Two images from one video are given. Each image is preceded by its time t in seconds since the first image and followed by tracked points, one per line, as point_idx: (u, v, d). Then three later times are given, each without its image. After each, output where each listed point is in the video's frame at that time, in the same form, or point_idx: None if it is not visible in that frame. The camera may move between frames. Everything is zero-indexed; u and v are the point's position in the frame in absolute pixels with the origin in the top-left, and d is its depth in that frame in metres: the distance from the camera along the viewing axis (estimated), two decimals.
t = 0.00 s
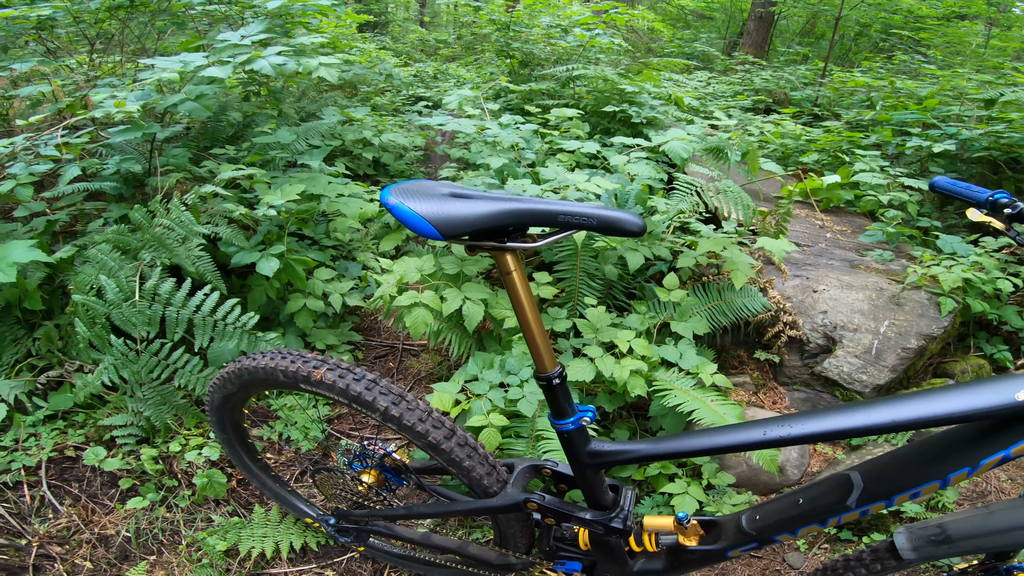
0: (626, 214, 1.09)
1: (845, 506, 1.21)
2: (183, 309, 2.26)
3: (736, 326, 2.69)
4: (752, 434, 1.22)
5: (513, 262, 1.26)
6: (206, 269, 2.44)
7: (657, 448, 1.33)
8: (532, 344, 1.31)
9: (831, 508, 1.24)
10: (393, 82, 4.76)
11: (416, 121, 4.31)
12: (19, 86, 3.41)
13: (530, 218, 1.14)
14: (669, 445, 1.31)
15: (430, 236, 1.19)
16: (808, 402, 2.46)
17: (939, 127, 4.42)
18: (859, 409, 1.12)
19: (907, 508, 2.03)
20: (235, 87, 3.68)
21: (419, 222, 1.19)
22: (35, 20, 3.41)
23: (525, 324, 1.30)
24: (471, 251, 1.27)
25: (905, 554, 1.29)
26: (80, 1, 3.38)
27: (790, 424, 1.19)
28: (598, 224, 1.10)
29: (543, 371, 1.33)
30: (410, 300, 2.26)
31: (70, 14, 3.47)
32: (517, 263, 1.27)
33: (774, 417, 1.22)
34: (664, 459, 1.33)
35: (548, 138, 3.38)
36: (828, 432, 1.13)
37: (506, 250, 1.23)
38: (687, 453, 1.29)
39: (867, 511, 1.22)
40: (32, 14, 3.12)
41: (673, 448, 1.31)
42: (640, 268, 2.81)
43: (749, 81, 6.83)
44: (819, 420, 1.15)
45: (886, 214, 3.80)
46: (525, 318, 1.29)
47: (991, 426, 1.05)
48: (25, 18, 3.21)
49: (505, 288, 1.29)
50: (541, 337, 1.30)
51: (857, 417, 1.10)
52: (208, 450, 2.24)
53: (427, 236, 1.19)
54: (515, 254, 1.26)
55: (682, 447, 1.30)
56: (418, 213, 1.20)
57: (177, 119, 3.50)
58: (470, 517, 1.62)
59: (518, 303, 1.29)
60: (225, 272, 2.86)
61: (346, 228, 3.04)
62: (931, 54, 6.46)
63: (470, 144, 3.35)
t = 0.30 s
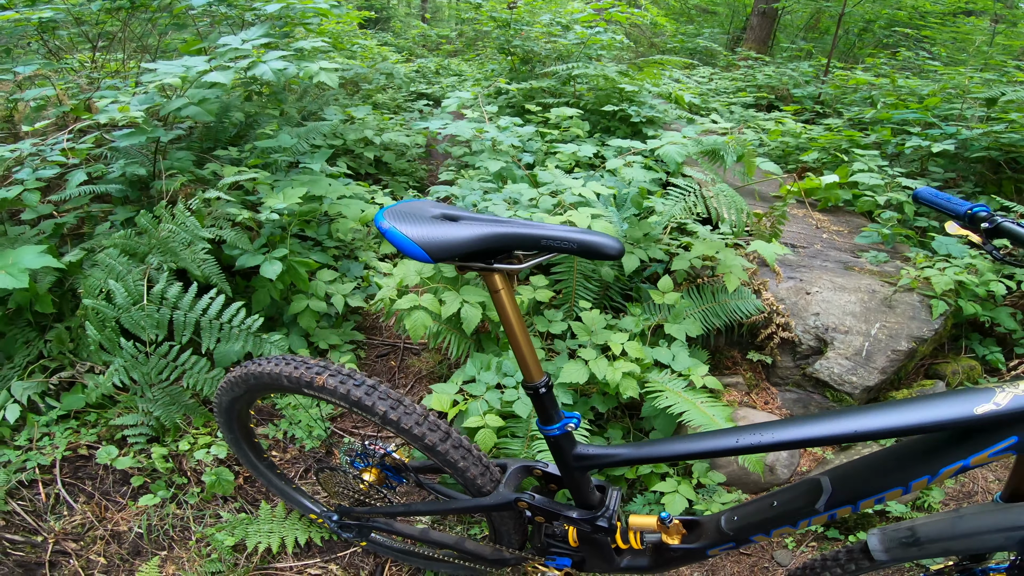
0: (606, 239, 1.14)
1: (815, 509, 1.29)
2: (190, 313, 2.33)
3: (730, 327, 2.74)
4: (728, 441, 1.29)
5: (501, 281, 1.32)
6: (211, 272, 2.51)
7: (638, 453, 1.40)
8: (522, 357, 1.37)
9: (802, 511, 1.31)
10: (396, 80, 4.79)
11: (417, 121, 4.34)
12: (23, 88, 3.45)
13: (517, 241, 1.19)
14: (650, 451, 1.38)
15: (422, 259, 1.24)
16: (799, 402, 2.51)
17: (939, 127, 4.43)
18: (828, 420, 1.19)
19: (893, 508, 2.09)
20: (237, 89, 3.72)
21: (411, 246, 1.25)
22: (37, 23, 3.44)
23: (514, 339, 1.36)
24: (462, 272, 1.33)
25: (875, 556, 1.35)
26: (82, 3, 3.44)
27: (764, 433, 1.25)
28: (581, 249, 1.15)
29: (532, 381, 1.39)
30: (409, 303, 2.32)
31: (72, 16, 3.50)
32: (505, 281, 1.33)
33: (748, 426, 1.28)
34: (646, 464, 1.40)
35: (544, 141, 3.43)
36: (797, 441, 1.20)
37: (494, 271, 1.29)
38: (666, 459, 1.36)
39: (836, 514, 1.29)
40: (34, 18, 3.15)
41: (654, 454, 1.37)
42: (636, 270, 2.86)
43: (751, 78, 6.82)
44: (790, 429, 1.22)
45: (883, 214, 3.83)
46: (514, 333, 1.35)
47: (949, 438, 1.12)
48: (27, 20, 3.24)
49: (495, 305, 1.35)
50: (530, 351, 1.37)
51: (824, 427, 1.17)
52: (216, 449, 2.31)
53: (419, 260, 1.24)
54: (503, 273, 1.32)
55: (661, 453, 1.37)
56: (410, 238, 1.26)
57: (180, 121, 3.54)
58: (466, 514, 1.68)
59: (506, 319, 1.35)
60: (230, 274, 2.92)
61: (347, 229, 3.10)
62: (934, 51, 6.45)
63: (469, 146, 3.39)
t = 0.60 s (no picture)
0: (600, 266, 1.12)
1: (812, 527, 1.28)
2: (191, 322, 2.34)
3: (734, 332, 2.72)
4: (726, 462, 1.29)
5: (496, 306, 1.32)
6: (211, 279, 2.51)
7: (635, 471, 1.40)
8: (518, 380, 1.37)
9: (799, 529, 1.31)
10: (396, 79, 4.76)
11: (418, 121, 4.31)
12: (22, 93, 3.43)
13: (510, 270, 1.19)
14: (647, 469, 1.38)
15: (415, 288, 1.24)
16: (802, 407, 2.50)
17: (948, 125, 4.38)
18: (827, 442, 1.18)
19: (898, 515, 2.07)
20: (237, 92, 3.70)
21: (403, 275, 1.24)
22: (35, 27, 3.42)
23: (510, 363, 1.35)
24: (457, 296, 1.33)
25: (874, 568, 1.35)
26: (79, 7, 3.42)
27: (762, 454, 1.25)
28: (574, 276, 1.14)
29: (527, 403, 1.39)
30: (410, 311, 2.31)
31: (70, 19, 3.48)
32: (500, 306, 1.32)
33: (746, 446, 1.28)
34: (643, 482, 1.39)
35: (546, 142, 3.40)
36: (796, 463, 1.20)
37: (489, 297, 1.28)
38: (663, 477, 1.36)
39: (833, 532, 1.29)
40: (31, 22, 3.13)
41: (652, 472, 1.37)
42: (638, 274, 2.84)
43: (755, 74, 6.75)
44: (788, 450, 1.22)
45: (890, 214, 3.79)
46: (510, 357, 1.35)
47: (944, 463, 1.12)
48: (24, 24, 3.22)
49: (490, 330, 1.35)
50: (526, 374, 1.37)
51: (823, 449, 1.17)
52: (219, 455, 2.32)
53: (412, 288, 1.24)
54: (498, 299, 1.32)
55: (659, 472, 1.36)
56: (402, 266, 1.25)
57: (179, 125, 3.53)
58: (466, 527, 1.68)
59: (502, 343, 1.34)
60: (231, 279, 2.93)
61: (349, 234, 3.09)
62: (942, 46, 6.37)
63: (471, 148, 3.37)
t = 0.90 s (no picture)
0: (633, 283, 1.03)
1: (851, 544, 1.20)
2: (181, 333, 2.23)
3: (745, 331, 2.64)
4: (762, 482, 1.20)
5: (514, 326, 1.22)
6: (202, 286, 2.40)
7: (663, 492, 1.32)
8: (536, 403, 1.28)
9: (837, 546, 1.22)
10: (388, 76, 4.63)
11: (413, 119, 4.20)
12: None
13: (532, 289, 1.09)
14: (677, 490, 1.30)
15: (426, 311, 1.14)
16: (818, 408, 2.44)
17: (951, 118, 4.32)
18: (872, 459, 1.10)
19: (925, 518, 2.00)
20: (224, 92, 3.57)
21: (413, 298, 1.14)
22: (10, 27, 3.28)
23: (529, 385, 1.27)
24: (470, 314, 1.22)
25: None
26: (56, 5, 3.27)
27: (801, 474, 1.16)
28: (605, 294, 1.05)
29: (546, 425, 1.31)
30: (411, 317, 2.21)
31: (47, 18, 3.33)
32: (517, 326, 1.22)
33: (783, 466, 1.20)
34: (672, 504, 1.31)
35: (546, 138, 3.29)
36: (838, 484, 1.11)
37: (506, 317, 1.18)
38: (694, 499, 1.28)
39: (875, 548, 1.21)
40: (7, 22, 2.99)
41: (682, 493, 1.29)
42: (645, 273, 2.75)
43: (752, 67, 6.66)
44: (830, 469, 1.14)
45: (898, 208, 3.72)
46: (529, 380, 1.26)
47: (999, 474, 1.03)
48: None
49: (506, 351, 1.25)
50: (546, 397, 1.28)
51: (869, 468, 1.08)
52: (218, 469, 2.22)
53: (423, 311, 1.14)
54: (516, 318, 1.22)
55: (689, 494, 1.28)
56: (411, 288, 1.15)
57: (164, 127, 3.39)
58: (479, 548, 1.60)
59: (520, 365, 1.25)
60: (225, 285, 2.82)
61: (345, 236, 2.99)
62: (939, 38, 6.32)
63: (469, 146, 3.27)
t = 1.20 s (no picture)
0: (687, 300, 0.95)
1: (902, 553, 1.13)
2: (173, 346, 2.14)
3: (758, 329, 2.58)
4: (812, 496, 1.13)
5: (547, 346, 1.15)
6: (194, 295, 2.29)
7: (704, 509, 1.25)
8: (571, 424, 1.23)
9: (886, 556, 1.16)
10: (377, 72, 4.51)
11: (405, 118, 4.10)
12: None
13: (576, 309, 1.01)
14: (719, 507, 1.24)
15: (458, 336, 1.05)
16: (835, 406, 2.39)
17: (951, 109, 4.28)
18: (932, 470, 1.02)
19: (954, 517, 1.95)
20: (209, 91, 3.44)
21: (443, 323, 1.05)
22: None
23: (563, 407, 1.21)
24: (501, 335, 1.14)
25: None
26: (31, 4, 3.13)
27: (855, 488, 1.08)
28: (659, 312, 0.97)
29: (581, 447, 1.25)
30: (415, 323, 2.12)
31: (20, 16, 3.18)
32: (551, 346, 1.15)
33: (835, 479, 1.12)
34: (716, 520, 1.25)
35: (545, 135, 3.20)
36: (896, 497, 1.03)
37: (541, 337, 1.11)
38: (738, 515, 1.21)
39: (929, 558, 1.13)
40: None
41: (725, 509, 1.23)
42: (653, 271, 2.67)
43: (745, 59, 6.59)
44: (886, 481, 1.06)
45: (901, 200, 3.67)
46: (563, 401, 1.20)
47: None
48: None
49: (539, 372, 1.19)
50: (581, 418, 1.23)
51: (929, 479, 1.00)
52: (220, 485, 2.12)
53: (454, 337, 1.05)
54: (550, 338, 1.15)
55: (733, 510, 1.22)
56: (440, 312, 1.05)
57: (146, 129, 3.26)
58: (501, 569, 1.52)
59: (553, 385, 1.19)
60: (218, 291, 2.71)
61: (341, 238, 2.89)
62: (931, 29, 6.29)
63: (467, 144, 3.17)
